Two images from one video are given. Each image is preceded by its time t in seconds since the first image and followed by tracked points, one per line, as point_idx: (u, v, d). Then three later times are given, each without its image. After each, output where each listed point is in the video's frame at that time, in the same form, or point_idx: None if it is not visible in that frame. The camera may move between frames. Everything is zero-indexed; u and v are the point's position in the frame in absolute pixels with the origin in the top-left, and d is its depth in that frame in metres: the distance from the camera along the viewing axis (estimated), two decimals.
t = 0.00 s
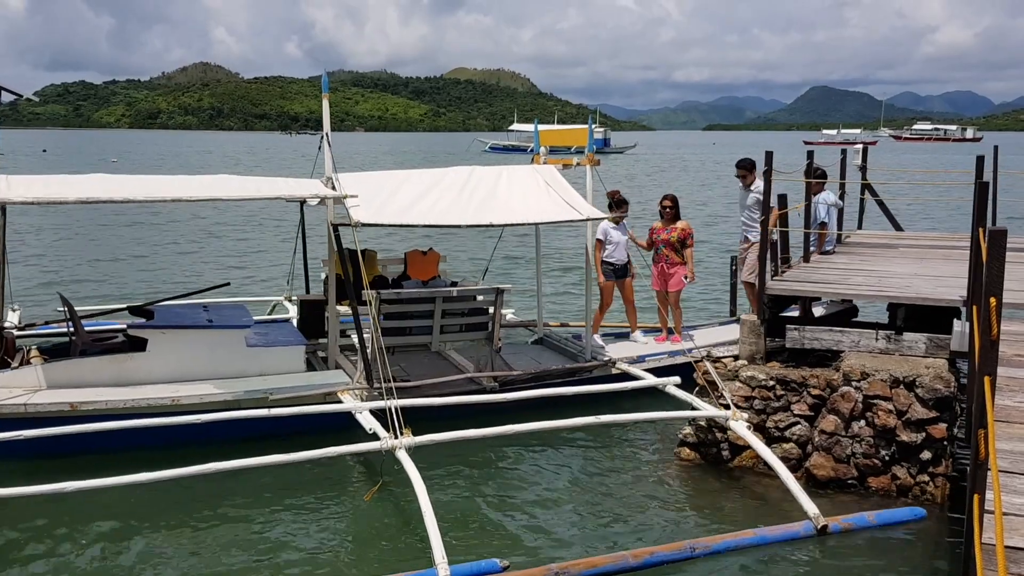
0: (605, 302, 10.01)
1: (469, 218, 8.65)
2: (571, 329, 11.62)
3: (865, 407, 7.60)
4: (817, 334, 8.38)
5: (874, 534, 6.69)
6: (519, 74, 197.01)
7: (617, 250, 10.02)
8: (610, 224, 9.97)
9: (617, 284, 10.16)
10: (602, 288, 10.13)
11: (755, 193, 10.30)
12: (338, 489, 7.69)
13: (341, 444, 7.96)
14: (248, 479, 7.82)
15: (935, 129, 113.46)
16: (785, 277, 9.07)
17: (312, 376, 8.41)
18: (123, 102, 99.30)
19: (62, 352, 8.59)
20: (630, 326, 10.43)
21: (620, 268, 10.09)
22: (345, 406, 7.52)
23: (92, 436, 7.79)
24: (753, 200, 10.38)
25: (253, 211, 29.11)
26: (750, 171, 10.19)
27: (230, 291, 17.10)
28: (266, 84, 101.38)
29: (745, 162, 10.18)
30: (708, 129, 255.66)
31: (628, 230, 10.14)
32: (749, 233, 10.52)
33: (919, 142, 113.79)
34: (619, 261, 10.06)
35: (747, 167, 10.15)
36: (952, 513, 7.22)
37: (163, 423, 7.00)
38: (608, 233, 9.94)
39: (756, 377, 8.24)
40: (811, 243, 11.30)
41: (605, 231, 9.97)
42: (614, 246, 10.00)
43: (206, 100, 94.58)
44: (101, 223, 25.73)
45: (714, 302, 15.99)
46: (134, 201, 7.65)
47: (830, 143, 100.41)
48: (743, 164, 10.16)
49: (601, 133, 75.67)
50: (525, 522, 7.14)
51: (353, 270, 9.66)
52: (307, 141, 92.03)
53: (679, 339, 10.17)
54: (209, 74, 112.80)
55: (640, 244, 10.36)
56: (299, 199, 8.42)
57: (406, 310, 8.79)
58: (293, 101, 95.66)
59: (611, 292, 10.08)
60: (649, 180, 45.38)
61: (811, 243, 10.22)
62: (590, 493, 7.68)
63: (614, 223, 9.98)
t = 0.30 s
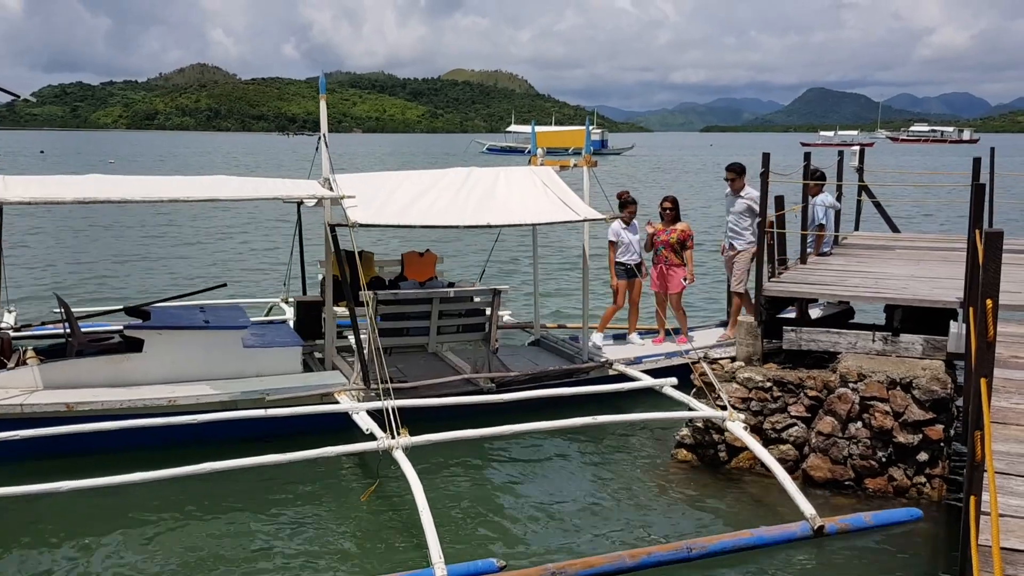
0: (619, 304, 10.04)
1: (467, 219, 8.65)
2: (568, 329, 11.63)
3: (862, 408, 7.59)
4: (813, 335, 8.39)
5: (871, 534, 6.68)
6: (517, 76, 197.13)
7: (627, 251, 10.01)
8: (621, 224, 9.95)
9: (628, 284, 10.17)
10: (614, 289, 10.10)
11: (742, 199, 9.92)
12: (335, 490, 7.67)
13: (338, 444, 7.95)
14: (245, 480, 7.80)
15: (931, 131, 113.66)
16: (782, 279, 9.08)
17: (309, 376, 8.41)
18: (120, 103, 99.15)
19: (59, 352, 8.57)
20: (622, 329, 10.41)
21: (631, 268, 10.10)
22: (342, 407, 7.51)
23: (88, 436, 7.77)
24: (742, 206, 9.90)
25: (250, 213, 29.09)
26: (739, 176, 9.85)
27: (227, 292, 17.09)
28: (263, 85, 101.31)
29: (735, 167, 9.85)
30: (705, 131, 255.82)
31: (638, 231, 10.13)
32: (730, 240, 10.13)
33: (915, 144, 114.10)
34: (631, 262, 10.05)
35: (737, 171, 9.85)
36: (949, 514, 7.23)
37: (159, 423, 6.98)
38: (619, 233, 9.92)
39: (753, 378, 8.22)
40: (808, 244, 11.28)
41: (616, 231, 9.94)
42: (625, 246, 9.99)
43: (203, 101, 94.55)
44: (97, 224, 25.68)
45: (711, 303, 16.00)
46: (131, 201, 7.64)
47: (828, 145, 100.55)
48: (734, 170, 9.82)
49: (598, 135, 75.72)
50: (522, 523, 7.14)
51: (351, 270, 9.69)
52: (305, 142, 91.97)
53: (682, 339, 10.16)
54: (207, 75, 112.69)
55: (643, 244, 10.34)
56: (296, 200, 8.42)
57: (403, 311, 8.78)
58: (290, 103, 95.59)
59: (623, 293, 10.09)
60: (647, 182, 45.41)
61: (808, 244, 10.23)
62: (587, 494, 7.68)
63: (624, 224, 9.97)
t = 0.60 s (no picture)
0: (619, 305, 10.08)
1: (465, 222, 8.66)
2: (566, 333, 11.63)
3: (861, 411, 7.59)
4: (812, 338, 8.38)
5: (868, 539, 6.69)
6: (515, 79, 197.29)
7: (628, 253, 10.00)
8: (624, 226, 9.97)
9: (630, 287, 10.19)
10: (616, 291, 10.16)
11: (732, 205, 9.94)
12: (333, 494, 7.66)
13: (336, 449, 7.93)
14: (243, 484, 7.79)
15: (930, 134, 113.73)
16: (781, 283, 9.09)
17: (307, 380, 8.40)
18: (118, 105, 99.15)
19: (57, 355, 8.56)
20: (621, 332, 10.43)
21: (632, 270, 10.06)
22: (339, 410, 7.51)
23: (85, 440, 7.76)
24: (732, 211, 9.92)
25: (248, 216, 29.07)
26: (728, 180, 9.82)
27: (226, 295, 17.09)
28: (261, 88, 101.33)
29: (724, 170, 9.78)
30: (704, 134, 256.00)
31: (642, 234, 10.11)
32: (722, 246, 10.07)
33: (913, 147, 114.18)
34: (631, 265, 10.02)
35: (725, 175, 9.76)
36: (948, 517, 7.22)
37: (157, 427, 6.97)
38: (620, 235, 9.95)
39: (751, 381, 8.24)
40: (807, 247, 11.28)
41: (618, 233, 9.99)
42: (626, 248, 9.99)
43: (201, 104, 94.60)
44: (95, 228, 25.65)
45: (710, 306, 16.01)
46: (129, 204, 7.63)
47: (826, 148, 100.64)
48: (722, 172, 9.77)
49: (597, 138, 75.76)
50: (520, 526, 7.13)
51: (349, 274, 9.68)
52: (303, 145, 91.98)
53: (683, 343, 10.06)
54: (205, 78, 112.74)
55: (651, 246, 10.35)
56: (295, 204, 8.43)
57: (401, 315, 8.79)
58: (288, 106, 95.63)
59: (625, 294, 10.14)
60: (645, 186, 45.42)
61: (807, 248, 10.15)
62: (585, 498, 7.68)
63: (627, 226, 9.99)
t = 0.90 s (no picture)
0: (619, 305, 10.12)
1: (463, 222, 8.65)
2: (566, 333, 11.63)
3: (860, 411, 7.59)
4: (811, 338, 8.37)
5: (868, 541, 6.67)
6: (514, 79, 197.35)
7: (628, 252, 9.98)
8: (623, 225, 9.93)
9: (630, 286, 10.20)
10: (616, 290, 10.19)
11: (725, 205, 9.94)
12: (333, 496, 7.65)
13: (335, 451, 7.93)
14: (243, 486, 7.78)
15: (929, 134, 113.82)
16: (780, 283, 9.08)
17: (305, 382, 8.39)
18: (117, 105, 99.14)
19: (56, 356, 8.55)
20: (620, 331, 10.43)
21: (633, 270, 10.03)
22: (337, 412, 7.50)
23: (84, 442, 7.75)
24: (725, 212, 9.92)
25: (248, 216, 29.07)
26: (718, 181, 9.82)
27: (225, 296, 17.10)
28: (261, 89, 101.31)
29: (714, 172, 9.77)
30: (703, 134, 256.12)
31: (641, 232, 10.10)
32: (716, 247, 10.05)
33: (913, 147, 114.23)
34: (631, 263, 10.00)
35: (714, 176, 9.75)
36: (948, 518, 7.22)
37: (155, 429, 6.97)
38: (620, 233, 9.91)
39: (750, 382, 8.24)
40: (806, 247, 11.27)
41: (617, 232, 9.94)
42: (625, 247, 9.97)
43: (200, 105, 94.63)
44: (93, 228, 25.64)
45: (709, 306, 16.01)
46: (127, 206, 7.62)
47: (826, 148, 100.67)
48: (714, 172, 9.84)
49: (596, 139, 75.76)
50: (519, 527, 7.15)
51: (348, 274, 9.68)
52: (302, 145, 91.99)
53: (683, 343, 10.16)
54: (205, 78, 112.79)
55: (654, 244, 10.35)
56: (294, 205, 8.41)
57: (400, 315, 8.78)
58: (288, 106, 95.64)
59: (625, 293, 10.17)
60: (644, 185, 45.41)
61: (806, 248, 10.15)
62: (585, 499, 7.67)
63: (627, 224, 9.95)
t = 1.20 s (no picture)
0: (623, 303, 10.12)
1: (466, 220, 8.65)
2: (569, 331, 11.62)
3: (864, 410, 7.56)
4: (815, 337, 8.35)
5: (873, 539, 6.65)
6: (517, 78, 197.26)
7: (633, 250, 9.98)
8: (627, 223, 9.98)
9: (635, 285, 10.19)
10: (621, 288, 10.18)
11: (724, 203, 9.96)
12: (337, 493, 7.65)
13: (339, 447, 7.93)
14: (247, 483, 7.78)
15: (933, 133, 113.62)
16: (784, 281, 9.07)
17: (309, 379, 8.39)
18: (121, 104, 99.14)
19: (60, 354, 8.57)
20: (624, 330, 10.43)
21: (638, 268, 10.02)
22: (342, 409, 7.50)
23: (88, 439, 7.77)
24: (725, 210, 9.92)
25: (251, 215, 29.10)
26: (718, 180, 9.86)
27: (229, 294, 17.11)
28: (264, 88, 101.35)
29: (713, 170, 9.80)
30: (707, 133, 255.81)
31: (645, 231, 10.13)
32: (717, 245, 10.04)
33: (916, 145, 113.83)
34: (636, 262, 9.99)
35: (714, 174, 9.78)
36: (952, 518, 7.21)
37: (159, 426, 6.98)
38: (624, 232, 9.96)
39: (755, 380, 8.24)
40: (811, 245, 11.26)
41: (621, 229, 9.99)
42: (630, 245, 9.98)
43: (204, 103, 94.72)
44: (98, 227, 25.68)
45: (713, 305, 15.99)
46: (131, 204, 7.63)
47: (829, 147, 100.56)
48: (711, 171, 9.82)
49: (600, 137, 75.78)
50: (523, 524, 7.14)
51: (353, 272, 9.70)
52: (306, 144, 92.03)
53: (687, 341, 10.18)
54: (208, 77, 112.82)
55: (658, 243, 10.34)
56: (298, 203, 8.42)
57: (404, 313, 8.77)
58: (292, 105, 95.73)
59: (630, 292, 10.16)
60: (647, 185, 45.39)
61: (810, 246, 10.20)
62: (590, 496, 7.66)
63: (630, 222, 10.00)
